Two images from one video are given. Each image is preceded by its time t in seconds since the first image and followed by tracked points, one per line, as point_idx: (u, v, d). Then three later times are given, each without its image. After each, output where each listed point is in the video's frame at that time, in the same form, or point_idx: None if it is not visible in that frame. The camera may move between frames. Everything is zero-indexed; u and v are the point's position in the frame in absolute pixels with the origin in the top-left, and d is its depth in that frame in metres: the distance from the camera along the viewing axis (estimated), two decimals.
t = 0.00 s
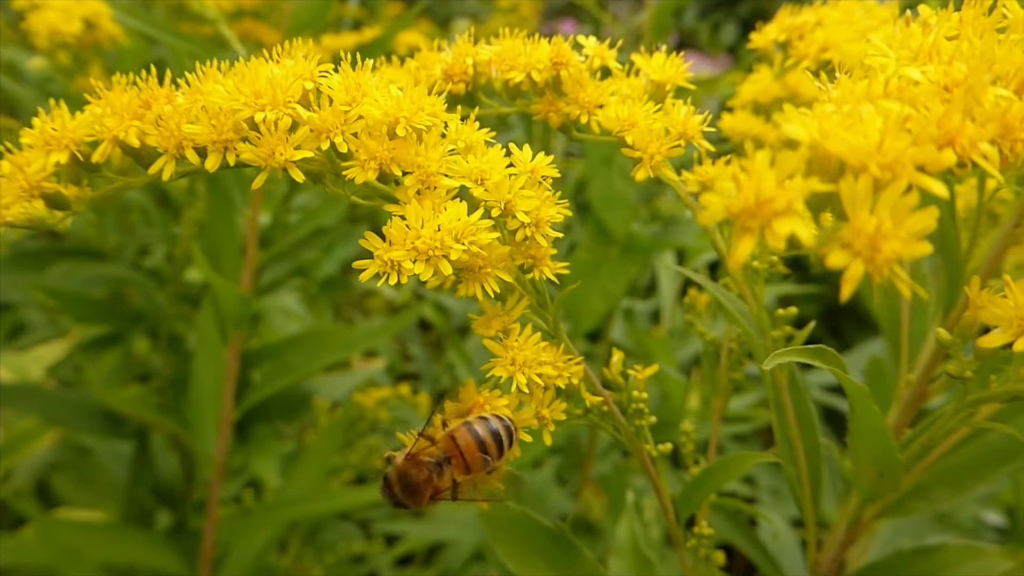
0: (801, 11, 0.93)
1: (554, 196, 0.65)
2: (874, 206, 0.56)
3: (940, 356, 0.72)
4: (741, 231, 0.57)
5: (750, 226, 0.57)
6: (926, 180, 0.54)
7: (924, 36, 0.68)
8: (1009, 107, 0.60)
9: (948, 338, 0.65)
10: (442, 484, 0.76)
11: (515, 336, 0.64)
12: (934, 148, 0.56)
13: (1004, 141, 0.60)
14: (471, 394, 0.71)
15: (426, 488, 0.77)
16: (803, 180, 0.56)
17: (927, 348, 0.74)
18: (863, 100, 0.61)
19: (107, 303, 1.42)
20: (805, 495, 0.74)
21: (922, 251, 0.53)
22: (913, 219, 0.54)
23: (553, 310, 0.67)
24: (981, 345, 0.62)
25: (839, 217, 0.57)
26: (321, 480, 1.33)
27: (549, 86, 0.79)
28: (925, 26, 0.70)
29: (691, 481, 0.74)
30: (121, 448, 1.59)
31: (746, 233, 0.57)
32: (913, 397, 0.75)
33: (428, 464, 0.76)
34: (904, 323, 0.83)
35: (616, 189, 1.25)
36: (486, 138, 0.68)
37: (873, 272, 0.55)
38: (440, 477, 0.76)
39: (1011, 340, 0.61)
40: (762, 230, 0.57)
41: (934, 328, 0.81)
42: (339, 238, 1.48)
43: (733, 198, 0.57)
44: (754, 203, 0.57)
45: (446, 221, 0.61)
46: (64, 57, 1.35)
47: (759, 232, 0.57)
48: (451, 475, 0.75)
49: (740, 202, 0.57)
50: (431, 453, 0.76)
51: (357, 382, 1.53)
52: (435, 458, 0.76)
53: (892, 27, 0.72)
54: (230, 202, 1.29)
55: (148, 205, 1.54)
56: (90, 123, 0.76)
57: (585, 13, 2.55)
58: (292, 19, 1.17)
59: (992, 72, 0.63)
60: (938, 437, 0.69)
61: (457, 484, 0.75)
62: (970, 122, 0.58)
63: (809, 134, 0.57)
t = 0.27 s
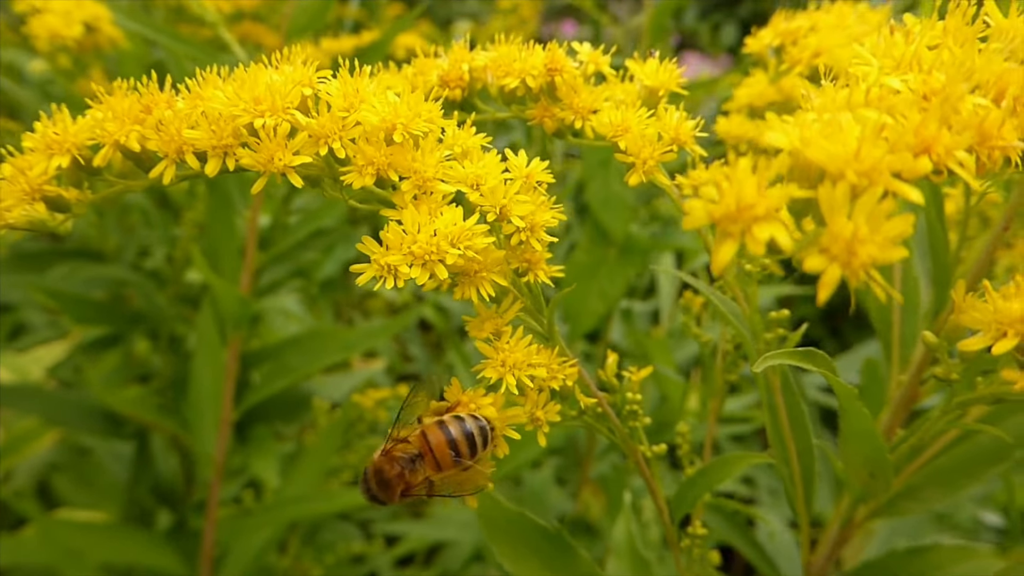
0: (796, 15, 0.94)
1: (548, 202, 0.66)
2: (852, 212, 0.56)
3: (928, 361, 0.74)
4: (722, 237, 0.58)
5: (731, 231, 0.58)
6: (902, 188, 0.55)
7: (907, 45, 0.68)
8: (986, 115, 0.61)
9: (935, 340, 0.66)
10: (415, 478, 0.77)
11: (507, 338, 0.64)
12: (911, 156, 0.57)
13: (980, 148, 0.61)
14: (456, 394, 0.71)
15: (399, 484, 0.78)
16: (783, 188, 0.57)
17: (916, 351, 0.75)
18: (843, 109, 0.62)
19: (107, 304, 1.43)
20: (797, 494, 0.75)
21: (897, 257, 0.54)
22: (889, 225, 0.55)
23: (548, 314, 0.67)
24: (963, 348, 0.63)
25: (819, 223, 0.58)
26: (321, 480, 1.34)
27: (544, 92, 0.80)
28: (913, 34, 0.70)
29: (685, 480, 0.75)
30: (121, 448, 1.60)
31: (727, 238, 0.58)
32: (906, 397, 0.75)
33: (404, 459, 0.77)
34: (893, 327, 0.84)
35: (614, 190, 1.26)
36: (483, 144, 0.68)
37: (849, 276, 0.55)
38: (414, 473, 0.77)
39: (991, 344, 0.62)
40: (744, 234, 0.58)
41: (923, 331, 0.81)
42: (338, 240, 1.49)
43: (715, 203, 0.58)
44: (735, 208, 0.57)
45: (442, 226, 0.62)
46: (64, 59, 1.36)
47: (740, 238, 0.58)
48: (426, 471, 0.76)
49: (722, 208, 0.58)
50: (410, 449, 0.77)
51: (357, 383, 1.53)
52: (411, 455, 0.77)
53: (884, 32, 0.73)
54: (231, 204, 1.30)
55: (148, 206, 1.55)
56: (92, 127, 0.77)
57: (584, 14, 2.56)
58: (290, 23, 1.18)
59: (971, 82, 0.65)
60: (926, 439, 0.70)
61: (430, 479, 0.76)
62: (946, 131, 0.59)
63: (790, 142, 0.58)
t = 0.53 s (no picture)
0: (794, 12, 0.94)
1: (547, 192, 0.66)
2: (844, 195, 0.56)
3: (927, 351, 0.73)
4: (716, 219, 0.58)
5: (725, 213, 0.58)
6: (893, 170, 0.55)
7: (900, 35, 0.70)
8: (977, 101, 0.62)
9: (930, 327, 0.67)
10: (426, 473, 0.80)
11: (507, 329, 0.65)
12: (902, 139, 0.57)
13: (971, 133, 0.62)
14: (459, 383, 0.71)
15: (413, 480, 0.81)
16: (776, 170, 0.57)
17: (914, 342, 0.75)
18: (836, 94, 0.62)
19: (107, 303, 1.43)
20: (795, 487, 0.74)
21: (890, 238, 0.54)
22: (881, 207, 0.55)
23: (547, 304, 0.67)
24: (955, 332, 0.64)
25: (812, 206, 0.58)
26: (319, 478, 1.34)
27: (543, 85, 0.80)
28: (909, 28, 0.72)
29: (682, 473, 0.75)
30: (121, 447, 1.60)
31: (721, 220, 0.58)
32: (901, 390, 0.75)
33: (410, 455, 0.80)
34: (890, 320, 0.84)
35: (614, 190, 1.26)
36: (482, 135, 0.69)
37: (842, 257, 0.55)
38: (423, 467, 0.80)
39: (984, 328, 0.63)
40: (737, 217, 0.57)
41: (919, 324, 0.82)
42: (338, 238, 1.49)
43: (710, 186, 0.58)
44: (730, 191, 0.58)
45: (442, 216, 0.63)
46: (65, 58, 1.36)
47: (734, 220, 0.58)
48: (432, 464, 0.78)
49: (716, 190, 0.58)
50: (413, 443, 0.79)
51: (357, 382, 1.54)
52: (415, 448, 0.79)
53: (881, 27, 0.73)
54: (231, 202, 1.30)
55: (149, 205, 1.55)
56: (95, 119, 0.77)
57: (585, 14, 2.56)
58: (290, 21, 1.18)
59: (962, 68, 0.65)
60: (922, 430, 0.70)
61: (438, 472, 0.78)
62: (936, 114, 0.59)
63: (783, 126, 0.58)
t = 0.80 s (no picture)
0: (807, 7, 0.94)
1: (569, 180, 0.67)
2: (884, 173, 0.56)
3: (949, 340, 0.72)
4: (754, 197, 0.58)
5: (764, 191, 0.58)
6: (933, 149, 0.55)
7: (932, 18, 0.70)
8: (1013, 81, 0.61)
9: (957, 317, 0.67)
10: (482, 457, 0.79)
11: (531, 318, 0.65)
12: (941, 118, 0.57)
13: (1009, 114, 0.61)
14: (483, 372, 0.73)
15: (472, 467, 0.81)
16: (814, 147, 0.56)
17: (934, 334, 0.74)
18: (872, 74, 0.61)
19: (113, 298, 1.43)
20: (812, 479, 0.74)
21: (931, 216, 0.54)
22: (921, 185, 0.54)
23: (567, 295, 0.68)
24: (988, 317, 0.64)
25: (848, 184, 0.57)
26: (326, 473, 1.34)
27: (562, 75, 0.80)
28: (941, 10, 0.73)
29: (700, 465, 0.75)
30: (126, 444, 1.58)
31: (759, 199, 0.58)
32: (920, 382, 0.75)
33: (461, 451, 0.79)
34: (910, 313, 0.83)
35: (621, 186, 1.26)
36: (504, 124, 0.70)
37: (883, 235, 0.55)
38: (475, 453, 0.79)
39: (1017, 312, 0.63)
40: (775, 196, 0.58)
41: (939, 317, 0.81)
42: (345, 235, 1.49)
43: (748, 165, 0.58)
44: (768, 169, 0.58)
45: (468, 202, 0.64)
46: (74, 52, 1.36)
47: (773, 198, 0.58)
48: (484, 445, 0.78)
49: (755, 168, 0.58)
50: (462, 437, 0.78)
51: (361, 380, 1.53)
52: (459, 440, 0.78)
53: (899, 20, 0.73)
54: (240, 197, 1.30)
55: (155, 201, 1.55)
56: (117, 104, 0.77)
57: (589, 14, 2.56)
58: (300, 15, 1.18)
59: (998, 49, 0.65)
60: (942, 420, 0.70)
61: (492, 449, 0.78)
62: (976, 94, 0.59)
63: (820, 105, 0.57)
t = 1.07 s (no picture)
0: None
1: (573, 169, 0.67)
2: (908, 153, 0.55)
3: (961, 332, 0.69)
4: (772, 178, 0.57)
5: (782, 172, 0.57)
6: (960, 129, 0.54)
7: None
8: None
9: (971, 309, 0.65)
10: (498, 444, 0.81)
11: (535, 310, 0.64)
12: (966, 97, 0.57)
13: None
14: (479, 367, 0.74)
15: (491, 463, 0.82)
16: (835, 129, 0.55)
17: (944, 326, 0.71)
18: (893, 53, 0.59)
19: (114, 296, 1.42)
20: (819, 475, 0.74)
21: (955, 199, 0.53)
22: (946, 166, 0.54)
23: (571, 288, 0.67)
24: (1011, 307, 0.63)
25: (868, 167, 0.56)
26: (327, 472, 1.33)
27: (566, 63, 0.79)
28: None
29: (705, 460, 0.74)
30: (127, 443, 1.58)
31: (777, 181, 0.57)
32: (930, 377, 0.72)
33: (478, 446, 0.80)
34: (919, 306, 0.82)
35: (624, 183, 1.26)
36: (507, 112, 0.69)
37: (907, 218, 0.55)
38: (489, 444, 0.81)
39: None
40: (794, 178, 0.57)
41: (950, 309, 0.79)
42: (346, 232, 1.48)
43: (765, 145, 0.58)
44: (786, 151, 0.57)
45: (469, 190, 0.63)
46: (74, 47, 1.35)
47: (791, 180, 0.57)
48: (499, 429, 0.79)
49: (772, 149, 0.57)
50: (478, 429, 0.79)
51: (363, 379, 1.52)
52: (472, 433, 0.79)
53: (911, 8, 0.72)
54: (240, 189, 1.29)
55: (156, 198, 1.54)
56: (111, 92, 0.75)
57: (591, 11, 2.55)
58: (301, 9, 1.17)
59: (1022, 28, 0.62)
60: (956, 415, 0.69)
61: (507, 432, 0.79)
62: (1003, 71, 0.59)
63: (840, 85, 0.56)
